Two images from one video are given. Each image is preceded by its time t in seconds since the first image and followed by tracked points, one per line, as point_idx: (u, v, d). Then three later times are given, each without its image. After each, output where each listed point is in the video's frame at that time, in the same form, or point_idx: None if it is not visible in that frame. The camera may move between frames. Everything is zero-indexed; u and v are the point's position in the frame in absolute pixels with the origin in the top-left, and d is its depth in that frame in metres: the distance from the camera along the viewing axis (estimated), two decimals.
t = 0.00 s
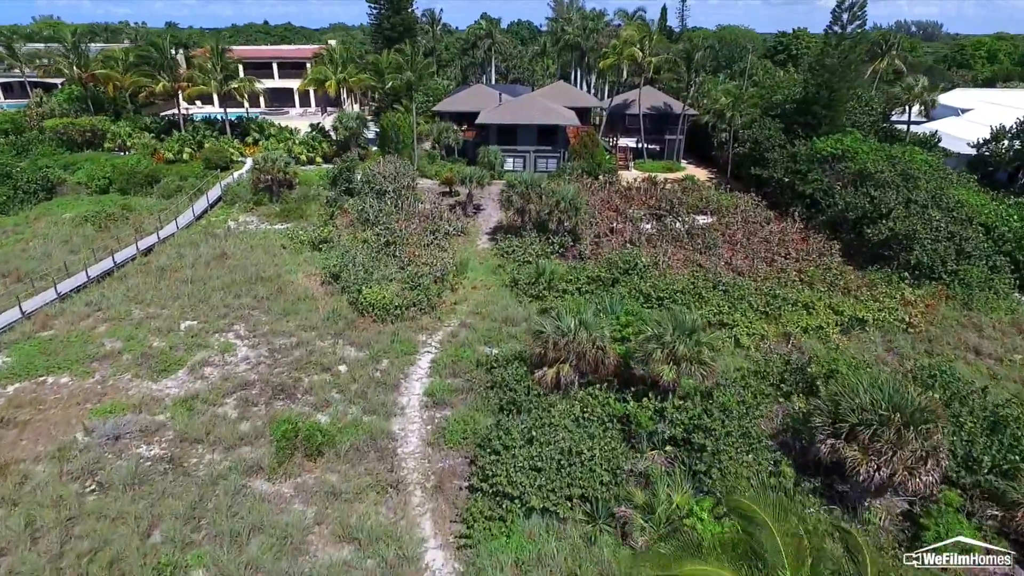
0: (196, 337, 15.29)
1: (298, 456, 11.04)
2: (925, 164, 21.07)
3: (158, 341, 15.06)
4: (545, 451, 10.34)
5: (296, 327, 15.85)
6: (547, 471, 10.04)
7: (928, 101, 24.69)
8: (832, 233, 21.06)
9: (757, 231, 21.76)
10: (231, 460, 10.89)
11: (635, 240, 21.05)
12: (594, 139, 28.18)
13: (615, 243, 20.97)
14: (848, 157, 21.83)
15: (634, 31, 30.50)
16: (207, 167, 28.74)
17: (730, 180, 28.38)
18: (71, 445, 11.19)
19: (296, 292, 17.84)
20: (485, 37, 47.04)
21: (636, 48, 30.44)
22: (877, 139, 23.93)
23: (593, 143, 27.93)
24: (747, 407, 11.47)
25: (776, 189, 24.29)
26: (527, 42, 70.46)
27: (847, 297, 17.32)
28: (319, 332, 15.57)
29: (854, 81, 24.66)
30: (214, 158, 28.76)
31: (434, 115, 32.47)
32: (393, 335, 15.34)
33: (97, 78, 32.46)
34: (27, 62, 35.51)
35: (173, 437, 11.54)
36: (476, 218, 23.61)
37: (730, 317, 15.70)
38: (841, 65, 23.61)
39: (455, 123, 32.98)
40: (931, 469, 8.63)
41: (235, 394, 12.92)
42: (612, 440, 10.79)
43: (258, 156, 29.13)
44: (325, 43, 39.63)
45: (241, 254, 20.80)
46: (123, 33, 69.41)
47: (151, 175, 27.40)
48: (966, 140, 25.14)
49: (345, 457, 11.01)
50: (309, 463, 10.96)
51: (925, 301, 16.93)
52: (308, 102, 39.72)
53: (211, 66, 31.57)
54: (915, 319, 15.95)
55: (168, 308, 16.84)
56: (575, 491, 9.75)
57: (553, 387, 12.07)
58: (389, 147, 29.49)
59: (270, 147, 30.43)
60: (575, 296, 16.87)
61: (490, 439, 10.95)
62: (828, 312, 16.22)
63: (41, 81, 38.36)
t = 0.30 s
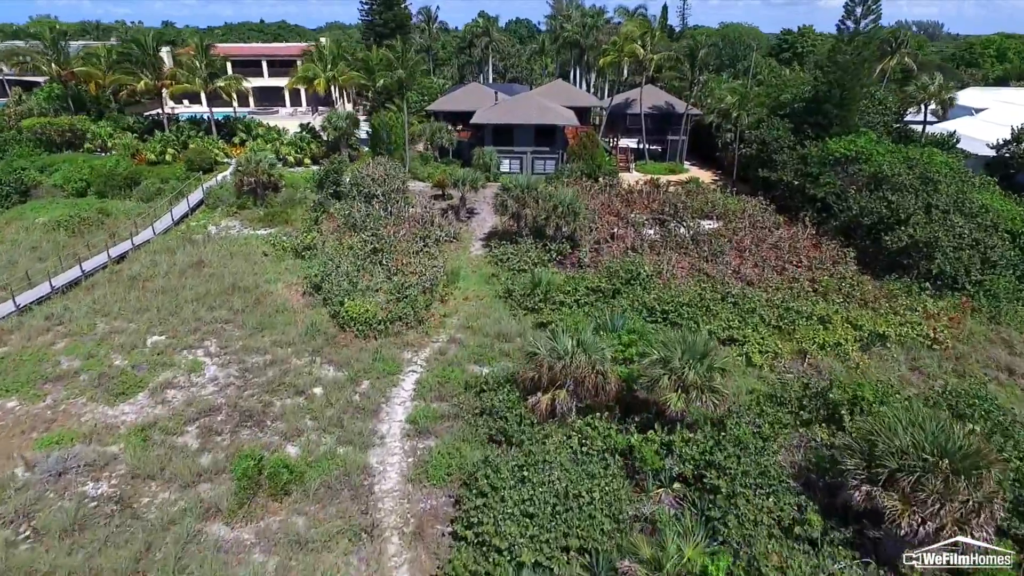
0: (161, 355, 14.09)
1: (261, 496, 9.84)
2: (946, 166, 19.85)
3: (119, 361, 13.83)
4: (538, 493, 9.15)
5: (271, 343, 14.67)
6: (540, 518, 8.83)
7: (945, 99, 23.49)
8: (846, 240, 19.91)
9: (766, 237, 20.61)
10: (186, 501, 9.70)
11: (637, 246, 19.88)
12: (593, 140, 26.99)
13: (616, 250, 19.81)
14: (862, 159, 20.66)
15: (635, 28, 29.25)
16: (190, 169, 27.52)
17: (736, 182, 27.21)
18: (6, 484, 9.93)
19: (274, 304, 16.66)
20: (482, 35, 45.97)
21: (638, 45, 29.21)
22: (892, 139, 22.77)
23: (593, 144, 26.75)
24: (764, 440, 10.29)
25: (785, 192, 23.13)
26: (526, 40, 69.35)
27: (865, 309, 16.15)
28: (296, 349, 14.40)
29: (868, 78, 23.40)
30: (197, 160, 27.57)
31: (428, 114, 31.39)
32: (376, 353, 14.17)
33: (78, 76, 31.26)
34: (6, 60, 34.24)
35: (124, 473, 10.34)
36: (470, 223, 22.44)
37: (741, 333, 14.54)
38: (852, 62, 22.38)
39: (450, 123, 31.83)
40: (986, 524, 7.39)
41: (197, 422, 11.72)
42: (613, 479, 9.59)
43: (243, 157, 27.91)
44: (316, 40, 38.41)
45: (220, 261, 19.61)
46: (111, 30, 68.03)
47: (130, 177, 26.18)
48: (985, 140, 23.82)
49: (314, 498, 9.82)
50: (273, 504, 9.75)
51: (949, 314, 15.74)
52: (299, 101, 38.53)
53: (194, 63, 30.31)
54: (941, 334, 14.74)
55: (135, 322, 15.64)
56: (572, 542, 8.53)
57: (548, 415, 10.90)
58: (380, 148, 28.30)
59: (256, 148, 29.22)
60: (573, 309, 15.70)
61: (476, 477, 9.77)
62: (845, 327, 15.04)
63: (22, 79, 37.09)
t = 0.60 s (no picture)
0: (121, 375, 12.87)
1: (216, 547, 8.65)
2: (968, 168, 18.67)
3: (75, 382, 12.64)
4: (530, 547, 7.99)
5: (243, 363, 13.47)
6: None
7: (964, 98, 22.33)
8: (861, 248, 18.76)
9: (777, 244, 19.45)
10: (130, 552, 8.50)
11: (640, 254, 18.72)
12: (593, 140, 25.85)
13: (617, 258, 18.66)
14: (878, 161, 19.49)
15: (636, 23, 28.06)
16: (172, 170, 26.34)
17: (742, 185, 26.08)
18: None
19: (250, 317, 15.49)
20: (481, 33, 45.61)
21: (639, 41, 28.02)
22: (907, 140, 21.62)
23: (593, 145, 25.59)
24: (785, 481, 9.12)
25: (795, 196, 21.96)
26: (525, 38, 68.25)
27: (886, 324, 14.99)
28: (270, 368, 13.26)
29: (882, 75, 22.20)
30: (179, 161, 26.37)
31: (421, 114, 30.27)
32: (356, 373, 13.01)
33: (58, 74, 30.05)
34: None
35: (63, 517, 9.14)
36: (463, 228, 21.29)
37: (753, 352, 13.38)
38: (867, 59, 20.89)
39: (444, 123, 30.67)
40: None
41: (153, 455, 10.53)
42: (616, 528, 8.44)
43: (228, 158, 26.72)
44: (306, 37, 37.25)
45: (196, 270, 18.44)
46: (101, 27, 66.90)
47: (108, 179, 25.01)
48: (1005, 144, 22.36)
49: (277, 549, 8.63)
50: (229, 557, 8.56)
51: (977, 330, 14.60)
52: (289, 101, 37.36)
53: (178, 60, 29.12)
54: (971, 353, 13.57)
55: (97, 337, 14.45)
56: None
57: (543, 449, 9.75)
58: (371, 149, 27.15)
59: (242, 149, 28.06)
60: (571, 324, 14.53)
61: (459, 526, 8.59)
62: (866, 344, 13.87)
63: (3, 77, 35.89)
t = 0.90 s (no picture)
0: (72, 401, 11.65)
1: None
2: (992, 171, 17.52)
3: (20, 409, 11.46)
4: None
5: (209, 386, 12.28)
6: None
7: (985, 97, 21.14)
8: (878, 256, 17.61)
9: (788, 251, 18.31)
10: None
11: (642, 262, 17.57)
12: (592, 141, 24.70)
13: (617, 268, 17.52)
14: (895, 164, 18.34)
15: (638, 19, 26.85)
16: (152, 173, 25.18)
17: (748, 188, 24.95)
18: None
19: (221, 333, 14.32)
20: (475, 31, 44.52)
21: (641, 38, 26.82)
22: (925, 141, 20.47)
23: (593, 147, 24.46)
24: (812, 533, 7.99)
25: (806, 200, 20.82)
26: (523, 37, 67.12)
27: (910, 341, 13.86)
28: (238, 391, 12.09)
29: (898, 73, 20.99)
30: (160, 163, 25.21)
31: (415, 114, 29.13)
32: (332, 399, 11.83)
33: (36, 72, 28.87)
34: None
35: None
36: (455, 234, 20.15)
37: (769, 374, 12.24)
38: (883, 55, 19.64)
39: (438, 123, 29.52)
40: None
41: (97, 497, 9.34)
42: None
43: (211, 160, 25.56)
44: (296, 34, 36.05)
45: (169, 279, 17.27)
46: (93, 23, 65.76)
47: (84, 182, 23.86)
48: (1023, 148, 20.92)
49: None
50: None
51: (1009, 348, 13.52)
52: (279, 100, 36.21)
53: (160, 58, 27.93)
54: (1006, 375, 12.42)
55: (52, 356, 13.26)
56: None
57: (536, 493, 8.61)
58: (361, 150, 25.99)
59: (226, 150, 26.90)
60: (569, 341, 13.38)
61: None
62: (891, 363, 12.74)
63: None
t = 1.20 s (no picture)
0: (13, 432, 10.46)
1: None
2: (1019, 175, 16.40)
3: None
4: None
5: (167, 414, 11.10)
6: None
7: (1007, 97, 20.02)
8: (896, 266, 16.51)
9: (800, 260, 17.20)
10: None
11: (645, 272, 16.46)
12: (592, 143, 23.60)
13: (618, 279, 16.40)
14: (915, 168, 17.21)
15: (640, 15, 25.71)
16: (131, 175, 24.02)
17: (755, 192, 23.89)
18: None
19: (188, 353, 13.17)
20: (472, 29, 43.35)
21: (642, 35, 25.69)
22: (944, 143, 19.36)
23: (592, 149, 23.32)
24: None
25: (817, 205, 19.69)
26: (521, 35, 66.06)
27: (937, 362, 12.75)
28: (201, 420, 10.93)
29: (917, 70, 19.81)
30: (138, 165, 24.03)
31: (408, 114, 28.03)
32: (302, 430, 10.66)
33: (12, 70, 27.70)
34: None
35: None
36: (446, 241, 19.06)
37: (786, 401, 11.13)
38: (901, 51, 18.46)
39: (432, 123, 28.40)
40: None
41: (25, 551, 8.15)
42: None
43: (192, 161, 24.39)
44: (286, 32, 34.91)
45: (138, 290, 16.12)
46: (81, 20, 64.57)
47: (58, 185, 22.69)
48: None
49: None
50: None
51: None
52: (268, 100, 35.09)
53: (141, 55, 26.74)
54: None
55: None
56: None
57: (527, 550, 7.49)
58: (349, 152, 24.85)
59: (210, 152, 25.77)
60: (566, 362, 12.25)
61: None
62: (920, 388, 11.62)
63: None
